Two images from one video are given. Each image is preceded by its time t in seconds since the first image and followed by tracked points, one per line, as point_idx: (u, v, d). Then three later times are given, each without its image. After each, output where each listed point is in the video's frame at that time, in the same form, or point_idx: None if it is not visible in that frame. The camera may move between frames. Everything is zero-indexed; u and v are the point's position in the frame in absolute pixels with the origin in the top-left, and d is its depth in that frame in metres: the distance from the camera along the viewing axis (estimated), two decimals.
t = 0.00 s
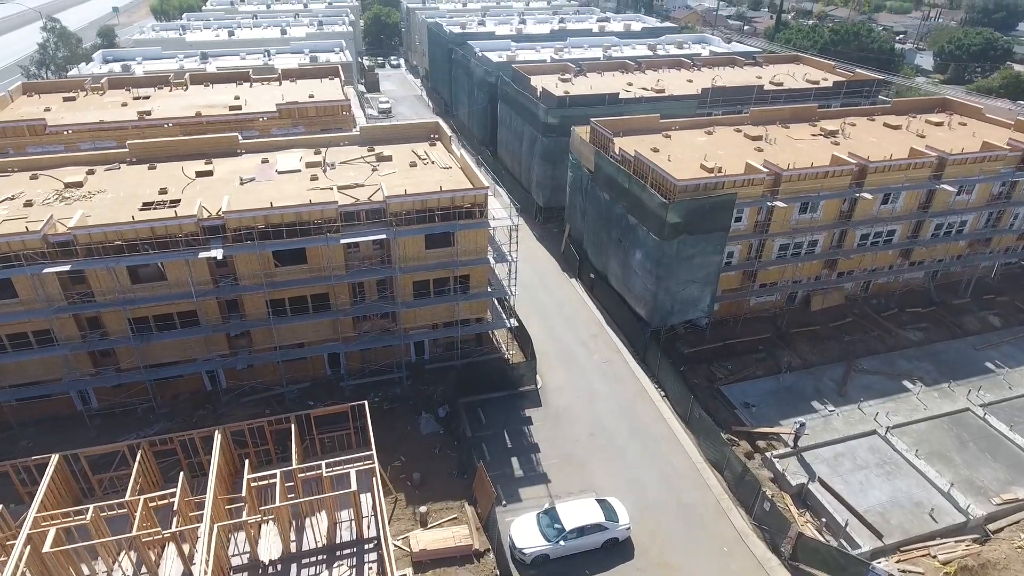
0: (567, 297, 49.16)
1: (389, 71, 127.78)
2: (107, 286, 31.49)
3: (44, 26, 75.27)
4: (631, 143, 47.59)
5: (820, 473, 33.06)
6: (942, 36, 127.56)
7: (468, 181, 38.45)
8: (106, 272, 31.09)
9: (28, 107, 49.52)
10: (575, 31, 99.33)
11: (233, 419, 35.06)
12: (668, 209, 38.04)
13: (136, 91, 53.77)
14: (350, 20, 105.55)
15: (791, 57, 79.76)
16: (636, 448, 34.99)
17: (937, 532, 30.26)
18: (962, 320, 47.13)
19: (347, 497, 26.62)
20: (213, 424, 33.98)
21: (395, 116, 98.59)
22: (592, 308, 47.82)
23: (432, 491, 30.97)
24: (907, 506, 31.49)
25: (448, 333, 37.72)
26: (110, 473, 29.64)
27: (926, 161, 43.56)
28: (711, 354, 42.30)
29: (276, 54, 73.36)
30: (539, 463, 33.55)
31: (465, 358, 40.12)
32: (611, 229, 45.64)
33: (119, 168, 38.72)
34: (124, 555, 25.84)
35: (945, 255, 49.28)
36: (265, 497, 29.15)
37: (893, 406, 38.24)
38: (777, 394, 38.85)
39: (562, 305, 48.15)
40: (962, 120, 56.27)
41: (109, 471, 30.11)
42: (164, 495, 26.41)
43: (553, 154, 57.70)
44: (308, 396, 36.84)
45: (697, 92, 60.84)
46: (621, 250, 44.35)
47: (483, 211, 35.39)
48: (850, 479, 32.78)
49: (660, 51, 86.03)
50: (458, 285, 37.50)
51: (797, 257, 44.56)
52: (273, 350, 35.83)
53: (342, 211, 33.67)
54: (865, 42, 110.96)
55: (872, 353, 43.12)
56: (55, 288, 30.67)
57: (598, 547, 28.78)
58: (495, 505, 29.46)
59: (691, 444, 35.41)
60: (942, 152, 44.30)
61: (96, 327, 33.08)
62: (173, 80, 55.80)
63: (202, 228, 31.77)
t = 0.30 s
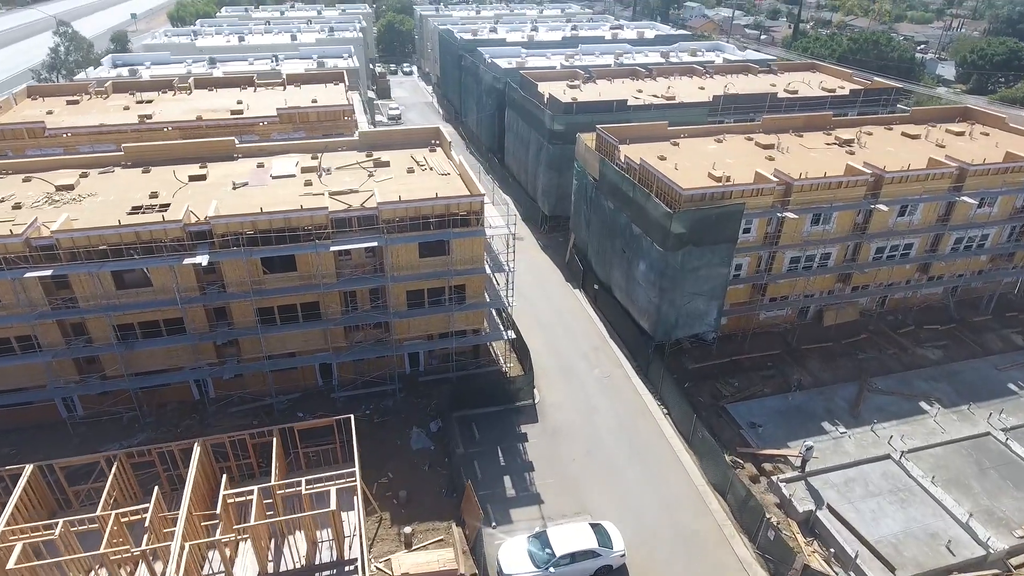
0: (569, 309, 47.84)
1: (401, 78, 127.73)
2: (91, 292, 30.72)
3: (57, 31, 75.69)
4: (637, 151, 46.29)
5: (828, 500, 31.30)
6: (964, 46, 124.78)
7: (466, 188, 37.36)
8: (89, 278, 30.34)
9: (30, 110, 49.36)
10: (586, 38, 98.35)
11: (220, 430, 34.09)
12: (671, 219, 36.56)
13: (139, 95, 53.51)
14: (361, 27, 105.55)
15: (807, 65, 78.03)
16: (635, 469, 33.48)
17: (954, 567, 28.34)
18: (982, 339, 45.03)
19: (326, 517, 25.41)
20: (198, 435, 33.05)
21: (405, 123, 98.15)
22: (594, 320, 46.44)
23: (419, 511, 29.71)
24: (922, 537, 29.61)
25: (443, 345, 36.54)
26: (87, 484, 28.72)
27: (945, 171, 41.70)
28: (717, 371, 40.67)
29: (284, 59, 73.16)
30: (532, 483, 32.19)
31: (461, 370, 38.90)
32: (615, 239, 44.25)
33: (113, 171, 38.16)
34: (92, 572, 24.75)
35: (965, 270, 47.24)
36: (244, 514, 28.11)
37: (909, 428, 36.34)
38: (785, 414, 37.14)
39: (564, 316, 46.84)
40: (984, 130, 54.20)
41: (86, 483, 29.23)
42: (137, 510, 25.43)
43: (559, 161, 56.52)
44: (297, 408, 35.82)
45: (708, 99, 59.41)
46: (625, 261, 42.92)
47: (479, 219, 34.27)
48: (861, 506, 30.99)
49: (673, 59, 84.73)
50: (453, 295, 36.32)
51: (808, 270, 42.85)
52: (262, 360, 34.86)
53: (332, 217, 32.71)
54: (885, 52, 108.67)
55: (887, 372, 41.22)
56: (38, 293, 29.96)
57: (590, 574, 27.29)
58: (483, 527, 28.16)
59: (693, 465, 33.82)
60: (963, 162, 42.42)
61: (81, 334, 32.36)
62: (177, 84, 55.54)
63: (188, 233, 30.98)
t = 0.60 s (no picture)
0: (571, 321, 46.39)
1: (413, 86, 127.50)
2: (71, 298, 29.90)
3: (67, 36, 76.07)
4: (642, 160, 44.89)
5: (837, 530, 29.45)
6: (987, 57, 122.02)
7: (461, 196, 36.18)
8: (69, 284, 29.53)
9: (31, 113, 49.13)
10: (598, 46, 97.21)
11: (203, 443, 33.06)
12: (674, 229, 35.03)
13: (141, 99, 53.17)
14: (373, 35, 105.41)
15: (823, 74, 76.21)
16: (632, 492, 31.86)
17: None
18: (1005, 360, 42.84)
19: (300, 539, 24.17)
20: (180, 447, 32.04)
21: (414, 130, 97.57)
22: (596, 334, 44.91)
23: (402, 533, 28.39)
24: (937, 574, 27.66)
25: (435, 358, 35.26)
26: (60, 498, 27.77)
27: (965, 184, 39.79)
28: (722, 389, 38.94)
29: (291, 65, 72.82)
30: (523, 506, 30.72)
31: (454, 385, 37.52)
32: (618, 250, 42.79)
33: (105, 176, 37.48)
34: None
35: (987, 287, 45.11)
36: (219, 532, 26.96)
37: (925, 454, 34.35)
38: (792, 436, 35.34)
39: (564, 329, 45.39)
40: (1007, 141, 52.08)
41: (60, 496, 28.28)
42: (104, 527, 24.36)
43: (564, 170, 55.25)
44: (284, 421, 34.70)
45: (719, 108, 57.86)
46: (627, 273, 41.42)
47: (474, 228, 33.02)
48: (871, 538, 29.11)
49: (685, 67, 83.32)
50: (446, 307, 35.04)
51: (820, 285, 41.07)
52: (247, 370, 33.81)
53: (320, 224, 31.67)
54: (904, 62, 106.42)
55: (902, 394, 39.23)
56: (16, 299, 29.16)
57: None
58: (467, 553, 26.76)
59: (694, 490, 32.12)
60: (984, 174, 40.47)
61: (62, 341, 31.55)
62: (180, 88, 55.13)
63: (170, 239, 30.15)
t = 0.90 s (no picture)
0: (575, 335, 44.78)
1: (428, 94, 127.26)
2: (53, 305, 29.10)
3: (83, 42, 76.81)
4: (651, 170, 43.35)
5: (849, 568, 27.45)
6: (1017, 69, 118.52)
7: (459, 205, 34.95)
8: (51, 289, 28.74)
9: (36, 117, 49.06)
10: (614, 56, 95.93)
11: (186, 456, 32.00)
12: (680, 242, 33.36)
13: (147, 104, 52.92)
14: (388, 43, 105.36)
15: (844, 85, 74.05)
16: (631, 520, 30.13)
17: None
18: None
19: (270, 565, 22.87)
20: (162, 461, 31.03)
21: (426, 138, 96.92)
22: (601, 349, 43.25)
23: (384, 558, 26.99)
24: None
25: (428, 373, 33.92)
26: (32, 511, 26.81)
27: (992, 198, 37.66)
28: (730, 411, 37.04)
29: (302, 72, 72.56)
30: (513, 532, 29.15)
31: (449, 401, 36.13)
32: (624, 262, 41.20)
33: (99, 180, 36.92)
34: None
35: (1016, 307, 42.66)
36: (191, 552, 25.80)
37: (947, 487, 32.16)
38: (804, 464, 33.36)
39: (568, 344, 43.80)
40: None
41: (32, 509, 27.32)
42: (70, 545, 23.30)
43: (572, 180, 53.85)
44: (271, 434, 33.53)
45: (734, 117, 56.12)
46: (632, 287, 39.78)
47: (469, 238, 31.75)
48: None
49: (702, 76, 81.66)
50: (441, 319, 33.73)
51: (836, 303, 39.07)
52: (234, 382, 32.73)
53: (310, 232, 30.61)
54: (929, 73, 103.56)
55: (923, 420, 37.01)
56: None
57: None
58: None
59: (697, 519, 30.27)
60: (1013, 188, 38.29)
61: (45, 348, 30.76)
62: (186, 94, 54.85)
63: (155, 245, 29.28)
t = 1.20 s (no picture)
0: (580, 349, 43.11)
1: (447, 103, 126.91)
2: (38, 310, 28.41)
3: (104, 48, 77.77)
4: (663, 179, 41.72)
5: None
6: None
7: (459, 214, 33.70)
8: (34, 294, 28.04)
9: (46, 120, 49.16)
10: (632, 65, 94.41)
11: (171, 468, 31.06)
12: (689, 255, 31.63)
13: (157, 109, 52.82)
14: (406, 51, 105.26)
15: (870, 95, 71.58)
16: (630, 549, 28.37)
17: None
18: None
19: None
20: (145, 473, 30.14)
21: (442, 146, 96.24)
22: (607, 365, 41.50)
23: None
24: None
25: (423, 387, 32.57)
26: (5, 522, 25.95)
27: None
28: (741, 435, 35.07)
29: (316, 78, 72.34)
30: (504, 559, 27.62)
31: (445, 417, 34.72)
32: (632, 276, 39.52)
33: (97, 183, 36.48)
34: None
35: None
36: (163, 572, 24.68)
37: (974, 523, 29.85)
38: (818, 494, 31.31)
39: (573, 358, 42.14)
40: None
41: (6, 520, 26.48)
42: (34, 562, 22.30)
43: (583, 190, 52.38)
44: (260, 448, 32.49)
45: (752, 126, 54.26)
46: (640, 301, 38.08)
47: (466, 248, 30.45)
48: None
49: (723, 86, 79.72)
50: (436, 332, 32.40)
51: (857, 322, 36.92)
52: (222, 393, 31.76)
53: (300, 239, 29.57)
54: (961, 84, 100.16)
55: (949, 450, 34.68)
56: None
57: None
58: None
59: (702, 551, 28.40)
60: None
61: (30, 354, 30.08)
62: (196, 99, 54.68)
63: (141, 250, 28.47)
